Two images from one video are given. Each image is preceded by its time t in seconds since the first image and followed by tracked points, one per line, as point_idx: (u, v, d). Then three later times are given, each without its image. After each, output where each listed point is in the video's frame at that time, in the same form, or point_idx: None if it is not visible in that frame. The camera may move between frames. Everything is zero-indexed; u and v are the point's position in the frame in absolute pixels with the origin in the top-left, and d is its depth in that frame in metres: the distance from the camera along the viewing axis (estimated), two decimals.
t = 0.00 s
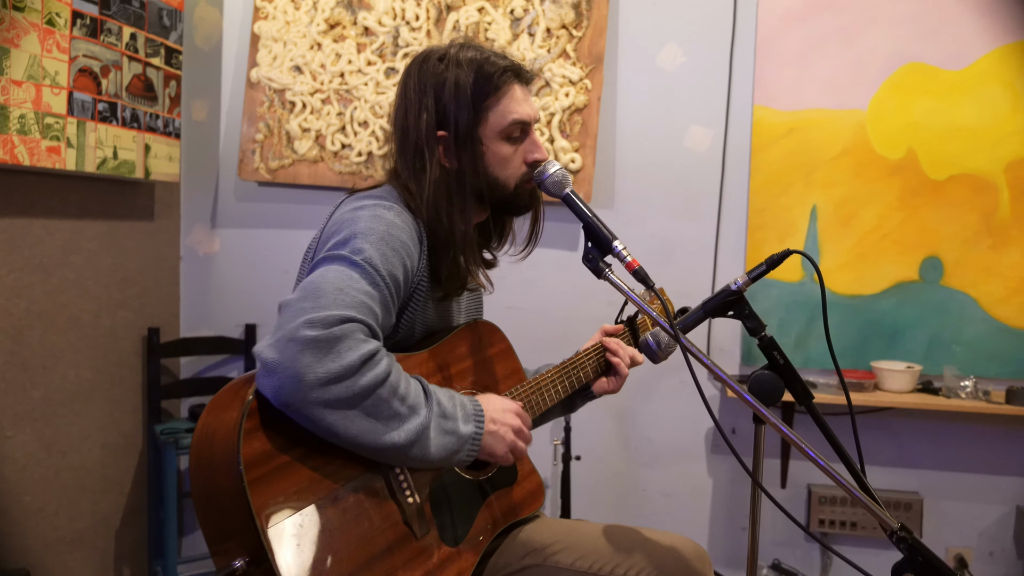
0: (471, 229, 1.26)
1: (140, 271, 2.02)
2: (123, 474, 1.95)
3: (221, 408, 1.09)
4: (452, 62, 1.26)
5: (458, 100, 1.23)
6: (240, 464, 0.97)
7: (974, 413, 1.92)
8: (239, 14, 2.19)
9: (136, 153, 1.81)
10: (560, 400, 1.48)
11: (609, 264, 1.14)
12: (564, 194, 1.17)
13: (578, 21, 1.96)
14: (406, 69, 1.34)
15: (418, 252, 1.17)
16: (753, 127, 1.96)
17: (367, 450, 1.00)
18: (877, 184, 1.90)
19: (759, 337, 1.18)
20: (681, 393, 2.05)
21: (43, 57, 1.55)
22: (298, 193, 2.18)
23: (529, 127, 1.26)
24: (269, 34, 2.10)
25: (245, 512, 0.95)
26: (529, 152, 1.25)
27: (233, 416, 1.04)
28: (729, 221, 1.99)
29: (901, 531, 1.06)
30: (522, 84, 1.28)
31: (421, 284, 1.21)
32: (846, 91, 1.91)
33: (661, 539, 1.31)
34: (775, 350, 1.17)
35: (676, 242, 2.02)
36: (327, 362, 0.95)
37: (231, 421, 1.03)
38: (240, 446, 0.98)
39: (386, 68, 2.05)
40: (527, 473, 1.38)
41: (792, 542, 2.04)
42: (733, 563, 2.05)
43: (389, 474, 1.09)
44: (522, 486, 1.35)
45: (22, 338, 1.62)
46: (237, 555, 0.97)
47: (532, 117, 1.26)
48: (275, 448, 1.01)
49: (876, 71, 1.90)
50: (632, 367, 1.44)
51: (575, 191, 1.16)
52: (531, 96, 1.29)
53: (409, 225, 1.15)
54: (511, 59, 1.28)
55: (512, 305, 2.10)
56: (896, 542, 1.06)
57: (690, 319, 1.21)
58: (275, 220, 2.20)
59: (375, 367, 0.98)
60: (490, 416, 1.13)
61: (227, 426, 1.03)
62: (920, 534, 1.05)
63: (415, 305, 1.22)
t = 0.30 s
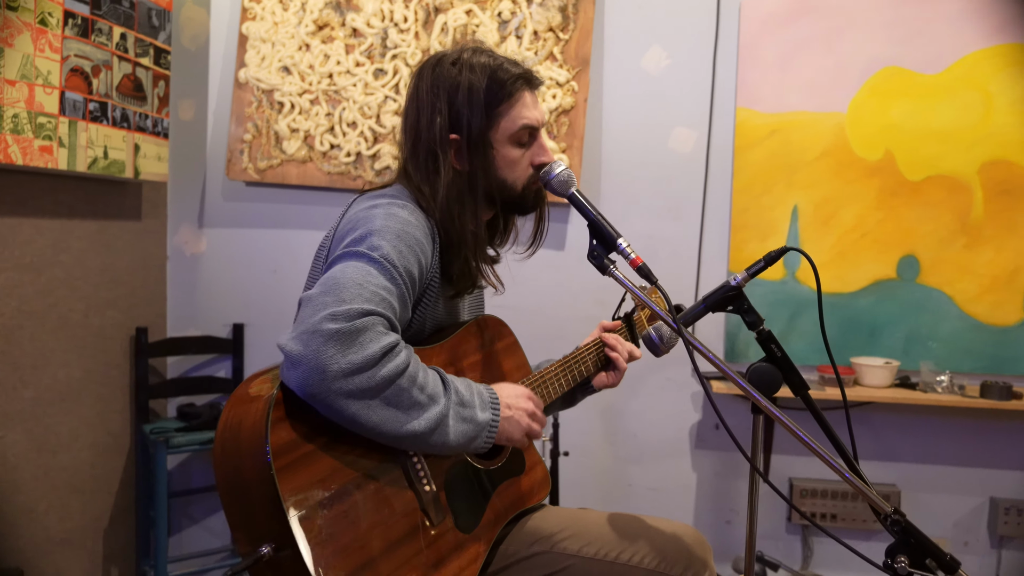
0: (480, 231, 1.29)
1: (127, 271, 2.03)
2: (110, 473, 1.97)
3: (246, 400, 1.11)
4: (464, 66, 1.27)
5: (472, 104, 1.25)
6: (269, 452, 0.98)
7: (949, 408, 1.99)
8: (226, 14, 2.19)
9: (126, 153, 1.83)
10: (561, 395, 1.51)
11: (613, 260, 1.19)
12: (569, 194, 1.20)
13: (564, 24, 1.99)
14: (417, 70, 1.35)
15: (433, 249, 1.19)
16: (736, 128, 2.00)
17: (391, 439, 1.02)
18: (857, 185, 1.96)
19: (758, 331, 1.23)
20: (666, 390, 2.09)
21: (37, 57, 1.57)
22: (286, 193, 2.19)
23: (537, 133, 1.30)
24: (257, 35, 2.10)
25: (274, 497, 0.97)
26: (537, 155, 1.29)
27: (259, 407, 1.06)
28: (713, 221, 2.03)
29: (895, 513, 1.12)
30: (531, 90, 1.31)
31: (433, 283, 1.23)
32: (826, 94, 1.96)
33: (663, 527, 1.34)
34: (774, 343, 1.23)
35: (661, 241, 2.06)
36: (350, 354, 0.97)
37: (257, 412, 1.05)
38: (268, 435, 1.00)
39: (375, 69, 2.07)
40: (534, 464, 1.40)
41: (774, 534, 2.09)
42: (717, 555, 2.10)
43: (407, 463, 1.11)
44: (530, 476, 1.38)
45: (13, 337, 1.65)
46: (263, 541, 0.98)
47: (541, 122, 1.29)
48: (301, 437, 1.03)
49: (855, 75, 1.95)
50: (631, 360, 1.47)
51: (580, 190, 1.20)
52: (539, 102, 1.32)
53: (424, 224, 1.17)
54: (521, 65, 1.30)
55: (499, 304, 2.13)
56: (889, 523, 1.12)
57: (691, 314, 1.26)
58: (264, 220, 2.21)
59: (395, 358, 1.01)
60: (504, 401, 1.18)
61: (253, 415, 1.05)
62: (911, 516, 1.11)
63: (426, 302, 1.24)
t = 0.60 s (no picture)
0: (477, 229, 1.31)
1: (111, 271, 2.03)
2: (94, 474, 1.96)
3: (248, 395, 1.10)
4: (462, 67, 1.28)
5: (469, 105, 1.26)
6: (270, 452, 0.98)
7: (929, 404, 2.02)
8: (211, 13, 2.18)
9: (110, 152, 1.82)
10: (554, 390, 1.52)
11: (607, 259, 1.21)
12: (564, 193, 1.22)
13: (550, 25, 2.01)
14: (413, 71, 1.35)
15: (429, 246, 1.19)
16: (719, 129, 2.03)
17: (391, 433, 1.03)
18: (838, 185, 1.99)
19: (749, 329, 1.25)
20: (652, 388, 2.10)
21: (21, 55, 1.57)
22: (272, 192, 2.18)
23: (531, 134, 1.31)
24: (242, 34, 2.10)
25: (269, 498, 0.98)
26: (530, 156, 1.29)
27: (261, 405, 1.04)
28: (697, 220, 2.06)
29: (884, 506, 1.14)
30: (527, 92, 1.32)
31: (429, 281, 1.23)
32: (808, 96, 1.99)
33: (657, 522, 1.36)
34: (764, 341, 1.25)
35: (646, 240, 2.07)
36: (348, 349, 0.97)
37: (258, 411, 1.04)
38: (269, 434, 0.99)
39: (360, 69, 2.07)
40: (529, 458, 1.41)
41: (757, 531, 2.11)
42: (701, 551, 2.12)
43: (407, 460, 1.12)
44: (524, 471, 1.39)
45: None
46: (264, 539, 1.00)
47: (536, 125, 1.31)
48: (303, 436, 1.02)
49: (837, 77, 1.98)
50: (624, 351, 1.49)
51: (574, 190, 1.22)
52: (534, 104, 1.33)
53: (420, 223, 1.17)
54: (517, 67, 1.31)
55: (486, 304, 2.13)
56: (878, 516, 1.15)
57: (683, 312, 1.27)
58: (249, 219, 2.20)
59: (393, 353, 1.01)
60: (505, 399, 1.15)
61: (255, 414, 1.04)
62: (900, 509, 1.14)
63: (423, 298, 1.24)
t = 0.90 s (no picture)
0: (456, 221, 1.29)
1: (92, 271, 2.01)
2: (75, 475, 1.95)
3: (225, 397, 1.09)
4: (445, 57, 1.28)
5: (450, 91, 1.25)
6: (246, 454, 0.97)
7: (912, 400, 2.03)
8: (192, 10, 2.16)
9: (90, 151, 1.81)
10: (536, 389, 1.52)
11: (586, 257, 1.20)
12: (542, 191, 1.21)
13: (533, 23, 2.00)
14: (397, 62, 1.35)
15: (407, 244, 1.17)
16: (703, 126, 2.03)
17: (368, 436, 1.01)
18: (820, 182, 1.99)
19: (729, 326, 1.25)
20: (636, 385, 2.11)
21: None
22: (254, 191, 2.17)
23: (511, 127, 1.31)
24: (223, 32, 2.08)
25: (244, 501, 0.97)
26: (509, 149, 1.29)
27: (237, 406, 1.03)
28: (680, 218, 2.06)
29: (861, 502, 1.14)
30: (508, 86, 1.32)
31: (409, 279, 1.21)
32: (791, 93, 1.99)
33: (637, 520, 1.36)
34: (744, 337, 1.25)
35: (630, 238, 2.07)
36: (323, 351, 0.96)
37: (234, 413, 1.03)
38: (244, 437, 0.98)
39: (343, 67, 2.06)
40: (509, 458, 1.41)
41: (741, 527, 2.12)
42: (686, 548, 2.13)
43: (385, 462, 1.11)
44: (504, 471, 1.39)
45: None
46: (240, 542, 0.99)
47: (516, 117, 1.31)
48: (279, 438, 1.01)
49: (819, 75, 1.98)
50: (605, 350, 1.49)
51: (554, 188, 1.21)
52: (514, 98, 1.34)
53: (398, 220, 1.15)
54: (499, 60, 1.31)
55: (470, 303, 2.13)
56: (855, 513, 1.15)
57: (663, 309, 1.28)
58: (231, 219, 2.18)
59: (369, 354, 1.00)
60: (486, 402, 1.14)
61: (230, 416, 1.03)
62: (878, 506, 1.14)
63: (403, 297, 1.23)
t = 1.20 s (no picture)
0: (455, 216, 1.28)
1: (80, 269, 2.00)
2: (63, 474, 1.94)
3: (210, 395, 1.08)
4: (452, 52, 1.27)
5: (459, 82, 1.24)
6: (231, 453, 0.96)
7: (900, 397, 2.04)
8: (181, 7, 2.15)
9: (78, 148, 1.80)
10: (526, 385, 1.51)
11: (573, 254, 1.20)
12: (530, 189, 1.20)
13: (523, 20, 2.00)
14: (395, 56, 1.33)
15: (393, 240, 1.16)
16: (693, 124, 2.03)
17: (356, 430, 1.01)
18: (810, 180, 2.00)
19: (716, 322, 1.24)
20: (626, 383, 2.11)
21: None
22: (244, 188, 2.16)
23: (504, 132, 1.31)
24: (213, 29, 2.07)
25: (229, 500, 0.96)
26: (498, 152, 1.29)
27: (222, 405, 1.02)
28: (670, 215, 2.06)
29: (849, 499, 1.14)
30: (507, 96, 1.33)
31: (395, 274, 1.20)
32: (781, 91, 1.99)
33: (625, 516, 1.36)
34: (730, 334, 1.25)
35: (620, 236, 2.07)
36: (309, 348, 0.95)
37: (220, 412, 1.02)
38: (230, 436, 0.97)
39: (332, 64, 2.05)
40: (498, 455, 1.42)
41: (731, 525, 2.13)
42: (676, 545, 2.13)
43: (373, 459, 1.10)
44: (493, 468, 1.39)
45: None
46: (226, 541, 0.98)
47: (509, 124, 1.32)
48: (265, 436, 1.00)
49: (809, 73, 1.99)
50: (594, 347, 1.49)
51: (541, 184, 1.20)
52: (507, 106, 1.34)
53: (381, 216, 1.14)
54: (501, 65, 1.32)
55: (460, 301, 2.12)
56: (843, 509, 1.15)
57: (650, 306, 1.26)
58: (221, 216, 2.18)
59: (356, 350, 1.00)
60: (476, 380, 1.15)
61: (216, 415, 1.02)
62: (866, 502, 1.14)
63: (389, 292, 1.22)
